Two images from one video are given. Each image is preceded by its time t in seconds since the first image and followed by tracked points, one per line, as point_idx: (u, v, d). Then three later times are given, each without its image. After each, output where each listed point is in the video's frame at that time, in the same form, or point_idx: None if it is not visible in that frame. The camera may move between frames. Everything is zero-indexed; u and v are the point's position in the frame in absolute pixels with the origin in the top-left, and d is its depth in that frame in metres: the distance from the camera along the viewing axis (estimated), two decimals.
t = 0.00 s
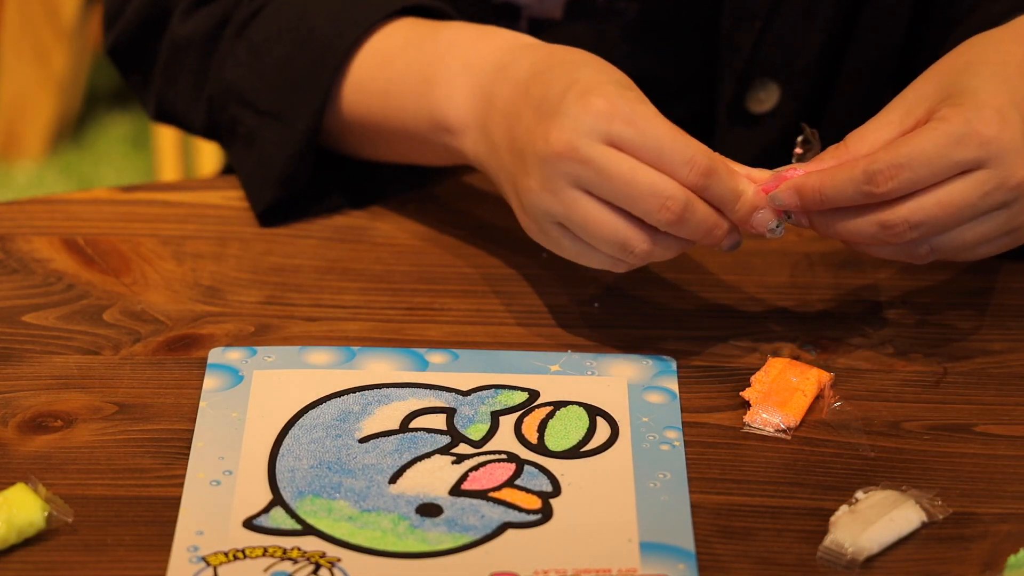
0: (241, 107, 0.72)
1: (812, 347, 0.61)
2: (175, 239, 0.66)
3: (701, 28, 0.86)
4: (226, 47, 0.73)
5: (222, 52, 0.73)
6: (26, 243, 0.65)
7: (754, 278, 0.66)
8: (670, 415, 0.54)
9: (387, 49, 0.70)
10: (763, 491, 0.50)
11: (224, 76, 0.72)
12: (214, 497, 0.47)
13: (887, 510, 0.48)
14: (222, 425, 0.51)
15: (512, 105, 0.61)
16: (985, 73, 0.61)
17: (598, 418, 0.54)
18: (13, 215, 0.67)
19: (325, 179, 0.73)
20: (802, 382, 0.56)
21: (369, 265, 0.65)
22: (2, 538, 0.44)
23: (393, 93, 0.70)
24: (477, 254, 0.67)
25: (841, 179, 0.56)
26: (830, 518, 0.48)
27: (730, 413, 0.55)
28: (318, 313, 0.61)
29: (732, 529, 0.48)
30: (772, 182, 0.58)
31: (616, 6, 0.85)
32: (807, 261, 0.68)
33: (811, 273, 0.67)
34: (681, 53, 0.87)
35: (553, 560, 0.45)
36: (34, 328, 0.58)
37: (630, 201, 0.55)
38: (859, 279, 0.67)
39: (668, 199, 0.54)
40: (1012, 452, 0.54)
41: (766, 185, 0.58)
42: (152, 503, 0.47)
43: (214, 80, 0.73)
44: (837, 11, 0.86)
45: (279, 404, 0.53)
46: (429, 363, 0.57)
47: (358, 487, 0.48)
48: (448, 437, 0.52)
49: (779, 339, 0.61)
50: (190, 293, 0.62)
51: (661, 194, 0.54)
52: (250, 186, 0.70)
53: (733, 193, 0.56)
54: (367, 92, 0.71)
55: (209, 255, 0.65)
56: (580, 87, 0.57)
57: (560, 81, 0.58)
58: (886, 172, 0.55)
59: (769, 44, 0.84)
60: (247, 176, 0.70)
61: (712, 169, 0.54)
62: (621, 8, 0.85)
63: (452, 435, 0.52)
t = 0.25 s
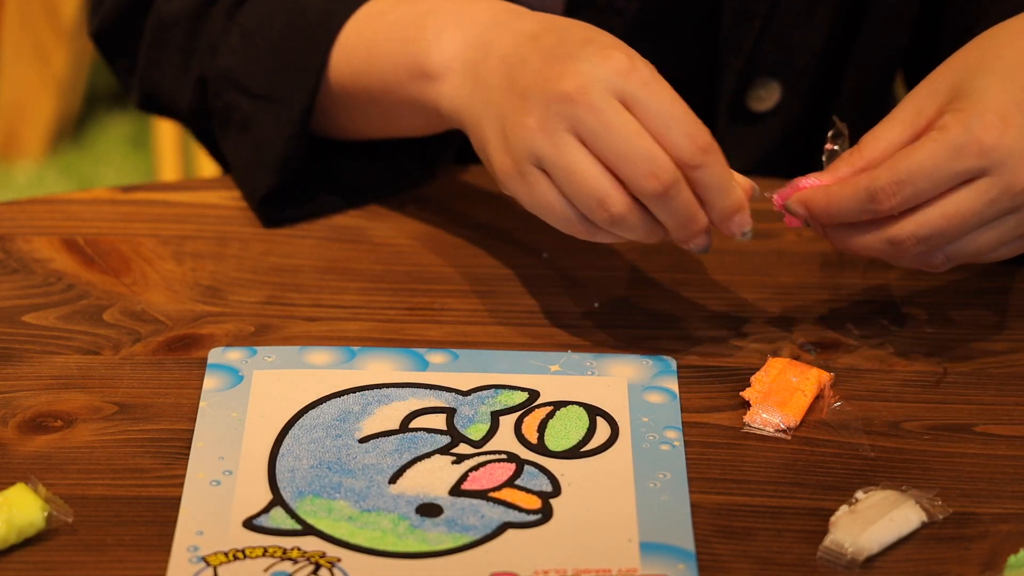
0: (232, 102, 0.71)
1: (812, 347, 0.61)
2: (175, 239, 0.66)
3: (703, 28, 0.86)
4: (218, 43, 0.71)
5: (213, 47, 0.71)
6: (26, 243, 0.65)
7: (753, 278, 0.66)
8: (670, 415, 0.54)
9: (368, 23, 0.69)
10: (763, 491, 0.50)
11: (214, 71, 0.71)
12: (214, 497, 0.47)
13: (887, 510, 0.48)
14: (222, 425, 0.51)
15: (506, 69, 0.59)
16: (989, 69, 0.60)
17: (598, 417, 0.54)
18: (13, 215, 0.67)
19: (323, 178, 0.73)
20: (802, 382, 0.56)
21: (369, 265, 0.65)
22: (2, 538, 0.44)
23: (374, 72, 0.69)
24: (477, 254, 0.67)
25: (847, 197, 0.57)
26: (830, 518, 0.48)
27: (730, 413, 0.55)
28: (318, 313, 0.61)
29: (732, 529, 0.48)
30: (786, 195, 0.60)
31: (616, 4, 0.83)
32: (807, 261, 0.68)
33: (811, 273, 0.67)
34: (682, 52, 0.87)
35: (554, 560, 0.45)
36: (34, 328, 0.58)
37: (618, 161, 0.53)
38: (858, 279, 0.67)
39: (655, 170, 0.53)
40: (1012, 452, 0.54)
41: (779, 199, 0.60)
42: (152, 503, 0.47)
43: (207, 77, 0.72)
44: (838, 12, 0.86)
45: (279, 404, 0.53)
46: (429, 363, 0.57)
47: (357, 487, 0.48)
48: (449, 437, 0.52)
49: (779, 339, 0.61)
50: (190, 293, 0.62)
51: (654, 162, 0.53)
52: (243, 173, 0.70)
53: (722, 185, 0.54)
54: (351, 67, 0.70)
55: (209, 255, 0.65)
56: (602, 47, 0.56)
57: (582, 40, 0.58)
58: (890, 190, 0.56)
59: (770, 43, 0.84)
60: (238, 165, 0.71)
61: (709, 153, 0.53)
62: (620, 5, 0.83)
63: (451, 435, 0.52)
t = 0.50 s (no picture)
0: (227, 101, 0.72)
1: (812, 347, 0.61)
2: (175, 239, 0.66)
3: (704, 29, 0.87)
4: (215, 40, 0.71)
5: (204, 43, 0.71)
6: (27, 243, 0.65)
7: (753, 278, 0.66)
8: (671, 415, 0.54)
9: (300, 19, 0.67)
10: (763, 491, 0.50)
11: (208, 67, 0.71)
12: (214, 497, 0.47)
13: (887, 510, 0.48)
14: (222, 425, 0.51)
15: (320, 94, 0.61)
16: (996, 127, 0.64)
17: (598, 418, 0.54)
18: (13, 215, 0.67)
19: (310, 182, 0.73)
20: (802, 382, 0.56)
21: (369, 265, 0.65)
22: (2, 539, 0.44)
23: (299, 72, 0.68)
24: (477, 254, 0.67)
25: (972, 308, 0.56)
26: (827, 519, 0.48)
27: (730, 413, 0.55)
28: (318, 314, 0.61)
29: (733, 529, 0.48)
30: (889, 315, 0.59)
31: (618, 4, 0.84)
32: (807, 260, 0.68)
33: (811, 273, 0.67)
34: (683, 53, 0.87)
35: (554, 560, 0.45)
36: (34, 328, 0.58)
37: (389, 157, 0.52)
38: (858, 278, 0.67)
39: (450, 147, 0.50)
40: (1012, 452, 0.54)
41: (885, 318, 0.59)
42: (152, 503, 0.47)
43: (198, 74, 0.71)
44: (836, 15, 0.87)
45: (279, 404, 0.53)
46: (429, 363, 0.57)
47: (357, 487, 0.48)
48: (448, 437, 0.52)
49: (779, 339, 0.61)
50: (190, 293, 0.62)
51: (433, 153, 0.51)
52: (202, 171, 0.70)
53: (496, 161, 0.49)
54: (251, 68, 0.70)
55: (208, 255, 0.65)
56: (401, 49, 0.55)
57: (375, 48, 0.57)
58: (1018, 291, 0.55)
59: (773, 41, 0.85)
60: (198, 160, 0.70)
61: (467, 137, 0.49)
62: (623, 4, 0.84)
63: (452, 435, 0.52)
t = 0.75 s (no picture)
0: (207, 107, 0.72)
1: (812, 347, 0.61)
2: (175, 239, 0.66)
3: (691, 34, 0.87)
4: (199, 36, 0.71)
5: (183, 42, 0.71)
6: (27, 243, 0.65)
7: (753, 277, 0.66)
8: (671, 415, 0.54)
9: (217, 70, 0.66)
10: (763, 491, 0.50)
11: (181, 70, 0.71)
12: (214, 497, 0.47)
13: (884, 507, 0.49)
14: (222, 425, 0.51)
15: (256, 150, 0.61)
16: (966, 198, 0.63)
17: (598, 417, 0.54)
18: (13, 215, 0.67)
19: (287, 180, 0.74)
20: (802, 383, 0.56)
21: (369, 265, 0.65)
22: (2, 538, 0.44)
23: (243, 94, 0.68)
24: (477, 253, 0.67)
25: (994, 387, 0.53)
26: (825, 517, 0.48)
27: (730, 412, 0.55)
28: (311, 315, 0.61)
29: (733, 529, 0.48)
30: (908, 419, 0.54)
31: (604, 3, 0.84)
32: (807, 260, 0.68)
33: (811, 273, 0.67)
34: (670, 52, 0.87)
35: (554, 560, 0.45)
36: (34, 328, 0.58)
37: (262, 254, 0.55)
38: (858, 278, 0.67)
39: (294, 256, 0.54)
40: (1012, 452, 0.54)
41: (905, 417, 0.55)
42: (151, 503, 0.47)
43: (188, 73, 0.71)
44: (819, 11, 0.88)
45: (279, 404, 0.53)
46: (429, 363, 0.57)
47: (357, 487, 0.48)
48: (448, 437, 0.52)
49: (779, 339, 0.61)
50: (190, 293, 0.62)
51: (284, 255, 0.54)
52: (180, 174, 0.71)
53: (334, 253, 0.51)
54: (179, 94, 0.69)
55: (208, 255, 0.65)
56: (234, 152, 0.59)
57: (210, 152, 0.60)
58: None
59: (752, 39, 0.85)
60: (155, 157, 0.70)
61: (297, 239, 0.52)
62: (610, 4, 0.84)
63: (452, 435, 0.52)
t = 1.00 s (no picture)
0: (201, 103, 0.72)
1: (812, 347, 0.61)
2: (175, 239, 0.66)
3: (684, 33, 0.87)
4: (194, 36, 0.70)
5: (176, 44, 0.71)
6: (27, 243, 0.65)
7: (753, 278, 0.66)
8: (671, 415, 0.54)
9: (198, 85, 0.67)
10: (762, 491, 0.50)
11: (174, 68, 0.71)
12: (214, 497, 0.47)
13: (887, 506, 0.49)
14: (222, 425, 0.51)
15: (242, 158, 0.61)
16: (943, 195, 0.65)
17: (598, 417, 0.54)
18: (13, 215, 0.67)
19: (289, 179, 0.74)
20: (802, 383, 0.56)
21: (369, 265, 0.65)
22: (1, 539, 0.44)
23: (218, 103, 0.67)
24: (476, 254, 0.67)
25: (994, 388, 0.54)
26: (826, 517, 0.48)
27: (730, 412, 0.55)
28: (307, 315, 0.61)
29: (733, 529, 0.48)
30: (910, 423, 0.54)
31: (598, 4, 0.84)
32: (807, 260, 0.68)
33: (810, 273, 0.67)
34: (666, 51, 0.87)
35: (554, 560, 0.45)
36: (34, 328, 0.58)
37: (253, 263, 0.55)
38: (857, 278, 0.67)
39: (286, 256, 0.54)
40: (1011, 453, 0.54)
41: (911, 422, 0.54)
42: (151, 503, 0.47)
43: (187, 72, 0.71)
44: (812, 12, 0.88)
45: (279, 404, 0.53)
46: (429, 363, 0.57)
47: (358, 488, 0.48)
48: (448, 437, 0.52)
49: (779, 339, 0.61)
50: (190, 293, 0.62)
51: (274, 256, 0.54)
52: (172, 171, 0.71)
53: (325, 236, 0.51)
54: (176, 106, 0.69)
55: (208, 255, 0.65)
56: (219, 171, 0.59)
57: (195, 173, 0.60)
58: None
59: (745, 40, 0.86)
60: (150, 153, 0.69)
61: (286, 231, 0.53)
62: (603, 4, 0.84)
63: (452, 435, 0.52)
